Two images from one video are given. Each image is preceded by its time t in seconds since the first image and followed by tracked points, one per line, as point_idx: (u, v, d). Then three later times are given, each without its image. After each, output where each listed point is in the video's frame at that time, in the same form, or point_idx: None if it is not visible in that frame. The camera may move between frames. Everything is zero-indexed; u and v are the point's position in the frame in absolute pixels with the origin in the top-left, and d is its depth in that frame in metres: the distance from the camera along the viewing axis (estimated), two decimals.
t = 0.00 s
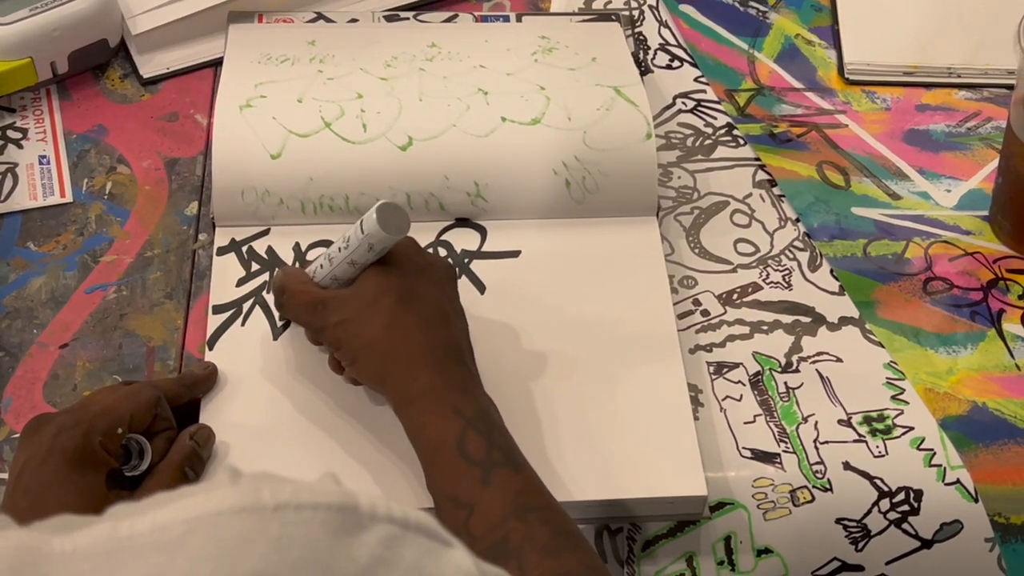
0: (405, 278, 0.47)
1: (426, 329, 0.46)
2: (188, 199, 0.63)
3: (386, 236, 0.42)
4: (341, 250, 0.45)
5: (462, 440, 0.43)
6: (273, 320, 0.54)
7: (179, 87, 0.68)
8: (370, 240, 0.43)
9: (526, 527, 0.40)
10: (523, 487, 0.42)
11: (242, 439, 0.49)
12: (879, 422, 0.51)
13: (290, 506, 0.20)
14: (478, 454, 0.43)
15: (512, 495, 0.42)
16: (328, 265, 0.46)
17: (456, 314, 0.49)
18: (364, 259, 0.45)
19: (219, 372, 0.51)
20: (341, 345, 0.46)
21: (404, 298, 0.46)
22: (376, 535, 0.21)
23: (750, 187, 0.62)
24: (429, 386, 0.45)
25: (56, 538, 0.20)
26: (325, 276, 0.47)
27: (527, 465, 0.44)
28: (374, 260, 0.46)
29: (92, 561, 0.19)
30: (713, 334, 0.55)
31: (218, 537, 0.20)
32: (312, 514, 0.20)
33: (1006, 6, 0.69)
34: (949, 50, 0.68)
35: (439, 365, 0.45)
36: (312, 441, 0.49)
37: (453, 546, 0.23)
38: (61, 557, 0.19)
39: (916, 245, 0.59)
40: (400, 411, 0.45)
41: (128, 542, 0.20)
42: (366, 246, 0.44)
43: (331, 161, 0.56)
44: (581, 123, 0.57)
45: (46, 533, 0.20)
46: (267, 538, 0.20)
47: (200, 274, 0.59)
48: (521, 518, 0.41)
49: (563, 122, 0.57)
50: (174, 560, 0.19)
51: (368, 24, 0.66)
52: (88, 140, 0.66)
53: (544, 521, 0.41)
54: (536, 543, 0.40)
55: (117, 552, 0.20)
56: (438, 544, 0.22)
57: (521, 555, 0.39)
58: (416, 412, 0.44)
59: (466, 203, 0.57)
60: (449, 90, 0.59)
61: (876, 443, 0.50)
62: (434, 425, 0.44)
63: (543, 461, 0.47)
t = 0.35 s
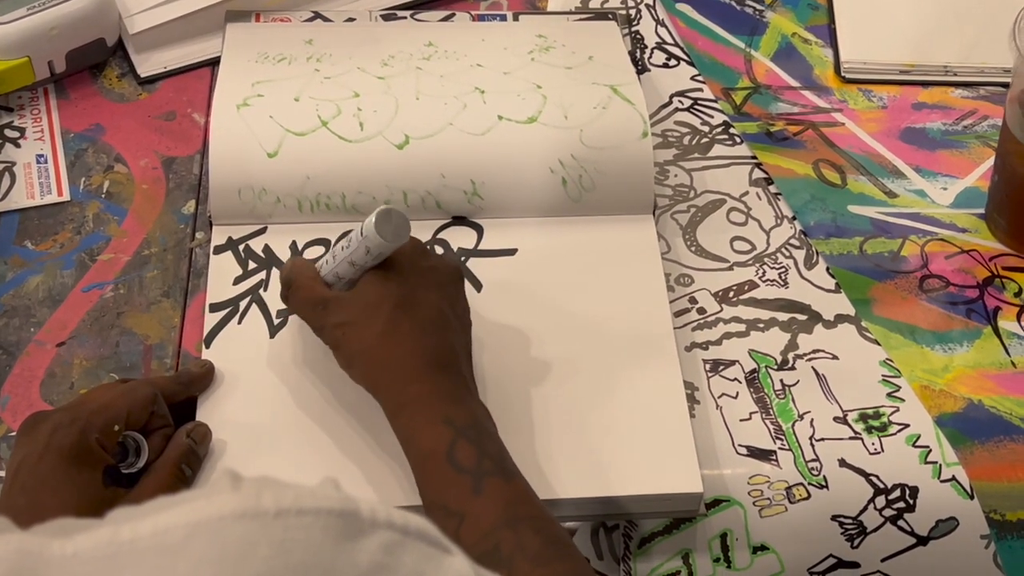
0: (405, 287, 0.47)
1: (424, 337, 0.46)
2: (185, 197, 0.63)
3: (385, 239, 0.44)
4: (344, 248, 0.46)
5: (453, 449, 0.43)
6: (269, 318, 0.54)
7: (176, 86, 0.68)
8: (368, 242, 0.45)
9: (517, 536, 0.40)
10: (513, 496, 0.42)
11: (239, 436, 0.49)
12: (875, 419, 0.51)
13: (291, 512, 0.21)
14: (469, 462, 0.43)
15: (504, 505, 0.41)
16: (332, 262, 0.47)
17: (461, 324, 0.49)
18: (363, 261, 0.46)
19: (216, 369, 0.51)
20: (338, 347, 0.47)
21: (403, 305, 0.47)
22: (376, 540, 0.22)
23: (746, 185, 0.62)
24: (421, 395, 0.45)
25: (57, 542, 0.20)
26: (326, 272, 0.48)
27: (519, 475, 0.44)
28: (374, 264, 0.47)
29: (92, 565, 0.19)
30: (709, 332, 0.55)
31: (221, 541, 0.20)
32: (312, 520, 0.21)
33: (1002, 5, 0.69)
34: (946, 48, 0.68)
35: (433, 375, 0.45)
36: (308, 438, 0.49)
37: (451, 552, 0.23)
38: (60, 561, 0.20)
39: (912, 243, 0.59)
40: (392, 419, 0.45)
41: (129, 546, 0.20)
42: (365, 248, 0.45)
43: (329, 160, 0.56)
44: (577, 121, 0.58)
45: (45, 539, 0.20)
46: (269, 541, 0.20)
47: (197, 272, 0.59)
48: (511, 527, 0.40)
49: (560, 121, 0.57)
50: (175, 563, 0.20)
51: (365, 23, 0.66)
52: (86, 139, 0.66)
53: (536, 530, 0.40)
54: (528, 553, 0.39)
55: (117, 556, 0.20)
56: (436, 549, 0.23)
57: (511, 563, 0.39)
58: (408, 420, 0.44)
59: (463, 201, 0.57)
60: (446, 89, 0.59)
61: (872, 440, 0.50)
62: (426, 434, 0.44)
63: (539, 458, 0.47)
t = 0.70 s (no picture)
0: (418, 291, 0.47)
1: (433, 344, 0.46)
2: (182, 197, 0.63)
3: (397, 246, 0.43)
4: (359, 253, 0.46)
5: (456, 460, 0.43)
6: (266, 317, 0.54)
7: (174, 86, 0.68)
8: (382, 247, 0.44)
9: (518, 550, 0.40)
10: (514, 511, 0.41)
11: (235, 434, 0.49)
12: (870, 417, 0.51)
13: (279, 521, 0.21)
14: (472, 474, 0.42)
15: (505, 519, 0.41)
16: (348, 265, 0.47)
17: (471, 332, 0.49)
18: (378, 266, 0.46)
19: (213, 368, 0.51)
20: (348, 350, 0.47)
21: (415, 310, 0.47)
22: (365, 551, 0.22)
23: (742, 184, 0.62)
24: (427, 403, 0.44)
25: (41, 549, 0.21)
26: (342, 276, 0.48)
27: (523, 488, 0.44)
28: (389, 269, 0.46)
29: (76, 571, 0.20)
30: (705, 330, 0.55)
31: (205, 552, 0.21)
32: (301, 530, 0.21)
33: (998, 4, 0.70)
34: (941, 47, 0.68)
35: (441, 382, 0.45)
36: (304, 437, 0.49)
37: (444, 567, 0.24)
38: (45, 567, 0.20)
39: (908, 241, 0.60)
40: (398, 426, 0.45)
41: (114, 554, 0.21)
42: (378, 254, 0.45)
43: (325, 159, 0.56)
44: (573, 120, 0.58)
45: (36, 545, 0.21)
46: (255, 552, 0.21)
47: (194, 271, 0.59)
48: (511, 540, 0.40)
49: (556, 120, 0.58)
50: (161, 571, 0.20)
51: (362, 23, 0.67)
52: (83, 139, 0.66)
53: (536, 543, 0.40)
54: (528, 568, 0.39)
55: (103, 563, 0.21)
56: (429, 564, 0.23)
57: None
58: (413, 429, 0.44)
59: (460, 200, 0.57)
60: (442, 88, 0.59)
61: (867, 438, 0.51)
62: (430, 443, 0.44)
63: (534, 456, 0.47)
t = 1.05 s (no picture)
0: (402, 276, 0.48)
1: (418, 328, 0.46)
2: (180, 198, 0.63)
3: (381, 229, 0.45)
4: (341, 237, 0.47)
5: (443, 441, 0.43)
6: (265, 318, 0.54)
7: (171, 86, 0.68)
8: (365, 230, 0.45)
9: (506, 529, 0.40)
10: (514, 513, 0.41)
11: (234, 436, 0.49)
12: (870, 418, 0.51)
13: (274, 528, 0.22)
14: (459, 454, 0.42)
15: (494, 499, 0.41)
16: (329, 249, 0.48)
17: (454, 317, 0.49)
18: (358, 250, 0.47)
19: (211, 369, 0.51)
20: (333, 333, 0.47)
21: (399, 294, 0.47)
22: (361, 556, 0.23)
23: (741, 184, 0.62)
24: (414, 386, 0.44)
25: (38, 559, 0.22)
26: (323, 260, 0.48)
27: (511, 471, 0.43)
28: (369, 253, 0.48)
29: None
30: (705, 331, 0.55)
31: (201, 558, 0.21)
32: (296, 536, 0.22)
33: (996, 4, 0.69)
34: (940, 47, 0.68)
35: (426, 365, 0.45)
36: (303, 438, 0.49)
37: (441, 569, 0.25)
38: None
39: (907, 241, 0.60)
40: (383, 408, 0.45)
41: (110, 563, 0.21)
42: (361, 237, 0.46)
43: (323, 160, 0.56)
44: (572, 120, 0.57)
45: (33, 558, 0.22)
46: (250, 558, 0.22)
47: (192, 272, 0.59)
48: (499, 518, 0.40)
49: (555, 120, 0.57)
50: None
51: (360, 23, 0.66)
52: (81, 140, 0.65)
53: (523, 522, 0.40)
54: (516, 546, 0.39)
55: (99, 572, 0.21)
56: (423, 564, 0.24)
57: (497, 556, 0.39)
58: (399, 412, 0.44)
59: (459, 201, 0.57)
60: (441, 88, 0.59)
61: (867, 439, 0.50)
62: (416, 425, 0.43)
63: (534, 457, 0.47)
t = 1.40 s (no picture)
0: (400, 323, 0.46)
1: (415, 378, 0.45)
2: (176, 200, 0.63)
3: (380, 277, 0.43)
4: (342, 286, 0.45)
5: (443, 499, 0.42)
6: (261, 321, 0.54)
7: (166, 88, 0.68)
8: (366, 280, 0.44)
9: None
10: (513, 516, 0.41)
11: (230, 441, 0.49)
12: (868, 420, 0.51)
13: (295, 559, 0.24)
14: (459, 512, 0.42)
15: (494, 558, 0.40)
16: (331, 299, 0.47)
17: (456, 360, 0.48)
18: (362, 298, 0.45)
19: (207, 373, 0.51)
20: (332, 383, 0.46)
21: (394, 344, 0.46)
22: None
23: (739, 185, 0.62)
24: (412, 440, 0.43)
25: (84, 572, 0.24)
26: (329, 310, 0.47)
27: (514, 524, 0.43)
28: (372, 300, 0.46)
29: None
30: (702, 333, 0.55)
31: None
32: (317, 568, 0.24)
33: (993, 4, 0.69)
34: (937, 48, 0.68)
35: (425, 418, 0.44)
36: (299, 443, 0.49)
37: None
38: None
39: (905, 243, 0.59)
40: (383, 461, 0.44)
41: None
42: (362, 286, 0.44)
43: (319, 163, 0.56)
44: (569, 123, 0.57)
45: None
46: None
47: (188, 275, 0.59)
48: None
49: (551, 122, 0.57)
50: None
51: (356, 25, 0.66)
52: (76, 142, 0.65)
53: None
54: None
55: None
56: None
57: None
58: (397, 467, 0.43)
59: (455, 204, 0.57)
60: (437, 90, 0.59)
61: (865, 441, 0.50)
62: (416, 482, 0.42)
63: (531, 461, 0.47)
